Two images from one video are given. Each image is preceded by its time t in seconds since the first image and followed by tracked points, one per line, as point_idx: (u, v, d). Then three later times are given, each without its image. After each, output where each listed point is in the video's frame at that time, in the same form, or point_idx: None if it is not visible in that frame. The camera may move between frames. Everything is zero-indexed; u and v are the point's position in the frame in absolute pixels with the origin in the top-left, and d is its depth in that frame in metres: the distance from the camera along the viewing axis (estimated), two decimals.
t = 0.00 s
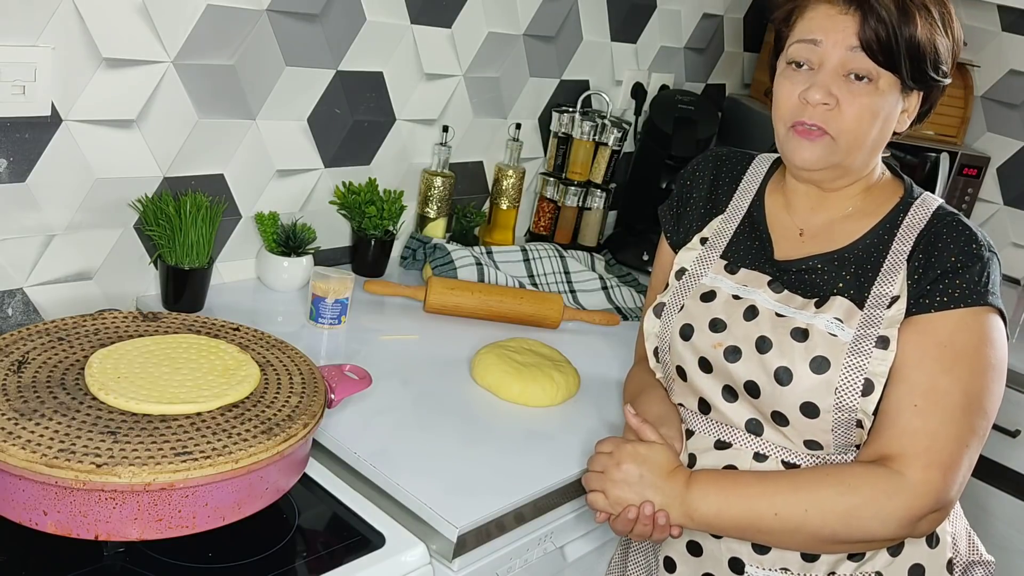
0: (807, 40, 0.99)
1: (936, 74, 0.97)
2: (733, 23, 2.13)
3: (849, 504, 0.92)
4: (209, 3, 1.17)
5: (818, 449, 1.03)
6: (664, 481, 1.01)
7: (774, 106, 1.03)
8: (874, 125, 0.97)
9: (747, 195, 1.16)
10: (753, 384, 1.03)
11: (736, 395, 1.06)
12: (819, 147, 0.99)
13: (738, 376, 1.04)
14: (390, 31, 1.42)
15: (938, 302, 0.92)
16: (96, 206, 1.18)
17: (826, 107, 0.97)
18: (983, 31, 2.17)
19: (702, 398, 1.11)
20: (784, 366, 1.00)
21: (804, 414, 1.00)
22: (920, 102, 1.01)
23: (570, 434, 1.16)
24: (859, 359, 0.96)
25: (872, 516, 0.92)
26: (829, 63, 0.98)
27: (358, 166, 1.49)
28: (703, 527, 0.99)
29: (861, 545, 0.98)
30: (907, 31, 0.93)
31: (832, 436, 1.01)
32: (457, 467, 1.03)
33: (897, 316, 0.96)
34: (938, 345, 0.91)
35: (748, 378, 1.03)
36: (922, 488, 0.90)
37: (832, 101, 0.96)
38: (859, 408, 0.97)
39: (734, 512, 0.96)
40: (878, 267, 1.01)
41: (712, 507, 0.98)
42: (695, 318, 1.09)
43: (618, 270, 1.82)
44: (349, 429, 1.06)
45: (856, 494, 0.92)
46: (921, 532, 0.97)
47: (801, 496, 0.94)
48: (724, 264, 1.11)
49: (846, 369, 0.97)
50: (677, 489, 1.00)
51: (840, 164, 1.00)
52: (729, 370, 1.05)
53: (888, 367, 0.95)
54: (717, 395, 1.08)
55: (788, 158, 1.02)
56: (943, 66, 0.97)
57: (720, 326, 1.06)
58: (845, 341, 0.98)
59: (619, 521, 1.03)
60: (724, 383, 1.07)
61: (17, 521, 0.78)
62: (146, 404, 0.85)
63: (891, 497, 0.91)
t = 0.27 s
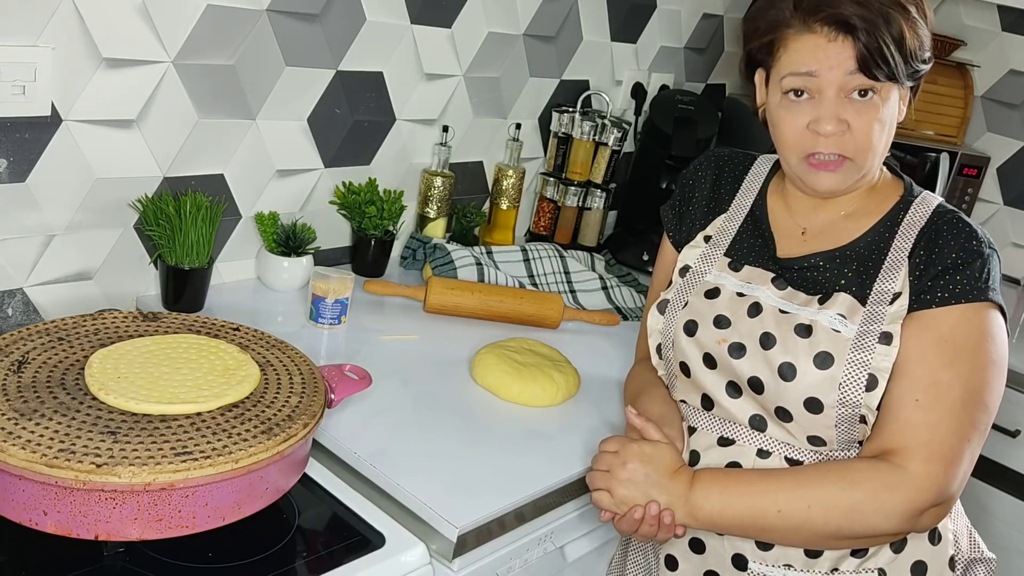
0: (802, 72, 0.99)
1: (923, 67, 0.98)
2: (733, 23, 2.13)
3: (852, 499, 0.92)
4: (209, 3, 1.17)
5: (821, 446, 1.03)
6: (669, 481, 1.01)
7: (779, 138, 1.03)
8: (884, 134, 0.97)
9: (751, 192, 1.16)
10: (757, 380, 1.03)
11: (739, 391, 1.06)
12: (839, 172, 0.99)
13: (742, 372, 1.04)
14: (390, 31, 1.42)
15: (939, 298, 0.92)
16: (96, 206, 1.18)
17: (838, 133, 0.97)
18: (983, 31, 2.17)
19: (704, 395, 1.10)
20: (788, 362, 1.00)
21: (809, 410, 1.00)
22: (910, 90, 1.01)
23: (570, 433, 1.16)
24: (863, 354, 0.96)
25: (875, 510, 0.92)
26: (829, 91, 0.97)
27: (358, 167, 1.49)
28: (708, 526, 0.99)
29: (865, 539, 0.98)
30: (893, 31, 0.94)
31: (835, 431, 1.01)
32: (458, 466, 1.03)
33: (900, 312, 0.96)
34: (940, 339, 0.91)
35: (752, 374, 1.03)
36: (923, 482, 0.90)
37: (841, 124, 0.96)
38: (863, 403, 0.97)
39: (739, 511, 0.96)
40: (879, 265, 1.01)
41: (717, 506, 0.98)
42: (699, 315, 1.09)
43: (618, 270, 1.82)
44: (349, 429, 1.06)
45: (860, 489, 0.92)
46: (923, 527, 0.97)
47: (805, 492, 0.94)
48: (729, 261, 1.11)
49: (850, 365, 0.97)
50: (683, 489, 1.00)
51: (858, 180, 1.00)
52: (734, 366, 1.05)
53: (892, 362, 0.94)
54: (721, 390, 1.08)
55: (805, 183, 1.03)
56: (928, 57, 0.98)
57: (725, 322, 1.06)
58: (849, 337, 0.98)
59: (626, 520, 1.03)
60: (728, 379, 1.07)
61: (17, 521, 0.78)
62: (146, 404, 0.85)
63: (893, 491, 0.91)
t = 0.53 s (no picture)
0: (797, 53, 0.99)
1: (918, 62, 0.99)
2: (733, 23, 2.13)
3: (860, 496, 0.92)
4: (209, 3, 1.17)
5: (826, 448, 1.03)
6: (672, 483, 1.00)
7: (773, 126, 1.03)
8: (879, 122, 0.97)
9: (746, 193, 1.15)
10: (760, 385, 1.03)
11: (743, 395, 1.06)
12: (829, 156, 0.99)
13: (745, 377, 1.04)
14: (390, 31, 1.42)
15: (939, 297, 0.92)
16: (96, 206, 1.18)
17: (832, 115, 0.97)
18: (983, 31, 2.17)
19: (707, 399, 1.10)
20: (792, 366, 1.00)
21: (815, 414, 1.00)
22: (906, 89, 1.03)
23: (571, 434, 1.16)
24: (868, 358, 0.96)
25: (879, 510, 0.93)
26: (825, 72, 0.98)
27: (358, 166, 1.49)
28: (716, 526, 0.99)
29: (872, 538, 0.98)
30: (892, 24, 0.95)
31: (841, 433, 1.01)
32: (458, 467, 1.03)
33: (902, 313, 0.96)
34: (942, 339, 0.91)
35: (755, 378, 1.03)
36: (925, 483, 0.91)
37: (835, 105, 0.96)
38: (868, 407, 0.97)
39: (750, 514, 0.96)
40: (879, 265, 1.01)
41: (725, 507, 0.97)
42: (699, 320, 1.09)
43: (618, 270, 1.82)
44: (349, 429, 1.06)
45: (867, 489, 0.92)
46: (929, 526, 0.97)
47: (813, 492, 0.94)
48: (727, 265, 1.11)
49: (855, 368, 0.97)
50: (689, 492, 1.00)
51: (851, 170, 1.00)
52: (737, 372, 1.05)
53: (896, 364, 0.94)
54: (724, 395, 1.08)
55: (798, 171, 1.02)
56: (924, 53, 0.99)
57: (725, 327, 1.06)
58: (852, 339, 0.98)
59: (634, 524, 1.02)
60: (730, 384, 1.07)
61: (17, 521, 0.78)
62: (146, 404, 0.85)
63: (897, 491, 0.91)
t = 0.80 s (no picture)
0: (815, 23, 1.02)
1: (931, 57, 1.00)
2: (733, 23, 2.13)
3: (906, 430, 0.82)
4: (209, 3, 1.17)
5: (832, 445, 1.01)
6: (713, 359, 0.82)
7: (784, 99, 1.03)
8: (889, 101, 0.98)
9: (743, 192, 1.15)
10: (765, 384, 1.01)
11: (744, 398, 1.04)
12: (837, 130, 0.98)
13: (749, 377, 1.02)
14: (390, 31, 1.42)
15: (952, 283, 0.93)
16: (96, 206, 1.18)
17: (843, 82, 0.97)
18: (983, 31, 2.17)
19: (710, 402, 1.09)
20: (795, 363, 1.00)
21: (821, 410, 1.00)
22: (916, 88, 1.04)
23: (571, 434, 1.16)
24: (871, 349, 0.96)
25: (912, 458, 0.82)
26: (838, 46, 1.00)
27: (358, 166, 1.49)
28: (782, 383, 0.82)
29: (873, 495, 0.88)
30: (912, 12, 0.98)
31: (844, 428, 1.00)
32: (458, 466, 1.03)
33: (906, 301, 0.97)
34: (952, 322, 0.92)
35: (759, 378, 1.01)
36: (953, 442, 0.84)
37: (847, 76, 0.97)
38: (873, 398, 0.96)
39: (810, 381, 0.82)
40: (885, 255, 1.02)
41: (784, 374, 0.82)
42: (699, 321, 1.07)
43: (618, 270, 1.82)
44: (349, 429, 1.06)
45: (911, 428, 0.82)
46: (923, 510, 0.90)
47: (870, 397, 0.82)
48: (724, 266, 1.10)
49: (859, 360, 0.97)
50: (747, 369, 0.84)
51: (858, 150, 0.99)
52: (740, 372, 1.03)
53: (900, 354, 0.95)
54: (725, 397, 1.06)
55: (804, 150, 1.01)
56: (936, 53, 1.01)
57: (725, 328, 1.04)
58: (856, 332, 0.98)
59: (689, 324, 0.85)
60: (732, 386, 1.05)
61: (17, 521, 0.78)
62: (146, 404, 0.85)
63: (933, 442, 0.83)
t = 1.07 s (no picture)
0: (812, 40, 1.01)
1: (933, 63, 0.99)
2: (733, 23, 2.13)
3: (922, 432, 0.83)
4: (209, 3, 1.17)
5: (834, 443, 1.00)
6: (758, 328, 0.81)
7: (783, 115, 1.03)
8: (890, 115, 0.97)
9: (751, 192, 1.15)
10: (770, 382, 1.01)
11: (747, 395, 1.04)
12: (838, 146, 0.98)
13: (754, 374, 1.02)
14: (390, 31, 1.42)
15: (958, 289, 0.93)
16: (96, 206, 1.18)
17: (842, 103, 0.97)
18: (984, 31, 2.17)
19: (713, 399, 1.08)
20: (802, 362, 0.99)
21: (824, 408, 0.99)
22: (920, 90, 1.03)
23: (570, 433, 1.16)
24: (877, 348, 0.96)
25: (921, 461, 0.84)
26: (836, 64, 1.00)
27: (358, 166, 1.49)
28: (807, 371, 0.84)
29: (869, 490, 0.89)
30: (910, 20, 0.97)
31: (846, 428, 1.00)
32: (459, 466, 1.03)
33: (912, 302, 0.96)
34: (960, 327, 0.91)
35: (765, 375, 1.01)
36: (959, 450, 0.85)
37: (846, 96, 0.97)
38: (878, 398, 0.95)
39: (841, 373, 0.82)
40: (890, 258, 1.02)
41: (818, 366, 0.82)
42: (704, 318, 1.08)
43: (618, 270, 1.82)
44: (350, 428, 1.06)
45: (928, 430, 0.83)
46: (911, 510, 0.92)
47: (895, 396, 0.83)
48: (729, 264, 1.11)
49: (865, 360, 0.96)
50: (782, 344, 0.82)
51: (859, 163, 1.00)
52: (745, 369, 1.02)
53: (906, 353, 0.94)
54: (729, 394, 1.06)
55: (806, 160, 1.01)
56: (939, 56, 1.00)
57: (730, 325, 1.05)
58: (861, 332, 0.98)
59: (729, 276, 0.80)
60: (736, 383, 1.05)
61: (17, 520, 0.78)
62: (146, 404, 0.85)
63: (943, 448, 0.84)
